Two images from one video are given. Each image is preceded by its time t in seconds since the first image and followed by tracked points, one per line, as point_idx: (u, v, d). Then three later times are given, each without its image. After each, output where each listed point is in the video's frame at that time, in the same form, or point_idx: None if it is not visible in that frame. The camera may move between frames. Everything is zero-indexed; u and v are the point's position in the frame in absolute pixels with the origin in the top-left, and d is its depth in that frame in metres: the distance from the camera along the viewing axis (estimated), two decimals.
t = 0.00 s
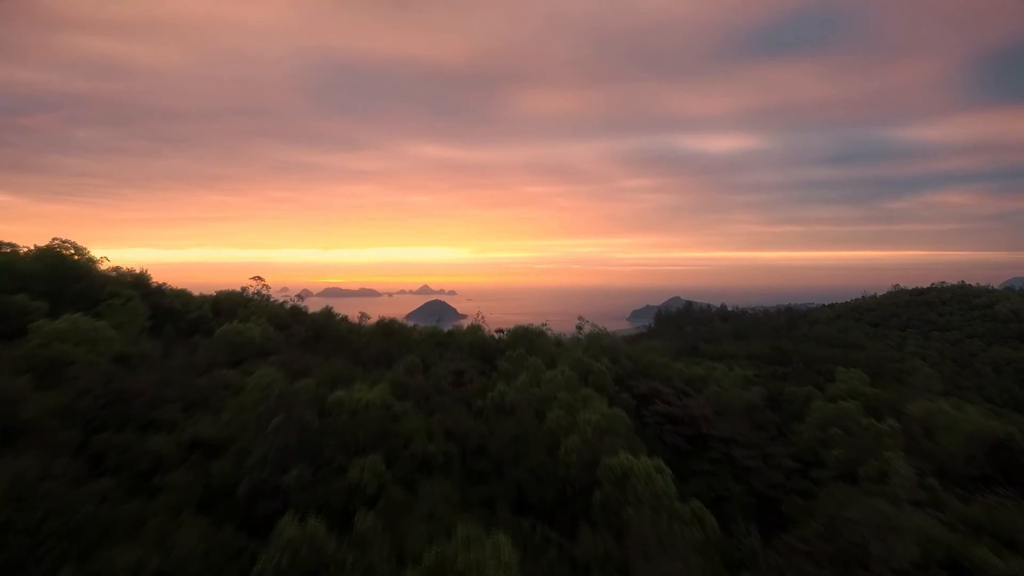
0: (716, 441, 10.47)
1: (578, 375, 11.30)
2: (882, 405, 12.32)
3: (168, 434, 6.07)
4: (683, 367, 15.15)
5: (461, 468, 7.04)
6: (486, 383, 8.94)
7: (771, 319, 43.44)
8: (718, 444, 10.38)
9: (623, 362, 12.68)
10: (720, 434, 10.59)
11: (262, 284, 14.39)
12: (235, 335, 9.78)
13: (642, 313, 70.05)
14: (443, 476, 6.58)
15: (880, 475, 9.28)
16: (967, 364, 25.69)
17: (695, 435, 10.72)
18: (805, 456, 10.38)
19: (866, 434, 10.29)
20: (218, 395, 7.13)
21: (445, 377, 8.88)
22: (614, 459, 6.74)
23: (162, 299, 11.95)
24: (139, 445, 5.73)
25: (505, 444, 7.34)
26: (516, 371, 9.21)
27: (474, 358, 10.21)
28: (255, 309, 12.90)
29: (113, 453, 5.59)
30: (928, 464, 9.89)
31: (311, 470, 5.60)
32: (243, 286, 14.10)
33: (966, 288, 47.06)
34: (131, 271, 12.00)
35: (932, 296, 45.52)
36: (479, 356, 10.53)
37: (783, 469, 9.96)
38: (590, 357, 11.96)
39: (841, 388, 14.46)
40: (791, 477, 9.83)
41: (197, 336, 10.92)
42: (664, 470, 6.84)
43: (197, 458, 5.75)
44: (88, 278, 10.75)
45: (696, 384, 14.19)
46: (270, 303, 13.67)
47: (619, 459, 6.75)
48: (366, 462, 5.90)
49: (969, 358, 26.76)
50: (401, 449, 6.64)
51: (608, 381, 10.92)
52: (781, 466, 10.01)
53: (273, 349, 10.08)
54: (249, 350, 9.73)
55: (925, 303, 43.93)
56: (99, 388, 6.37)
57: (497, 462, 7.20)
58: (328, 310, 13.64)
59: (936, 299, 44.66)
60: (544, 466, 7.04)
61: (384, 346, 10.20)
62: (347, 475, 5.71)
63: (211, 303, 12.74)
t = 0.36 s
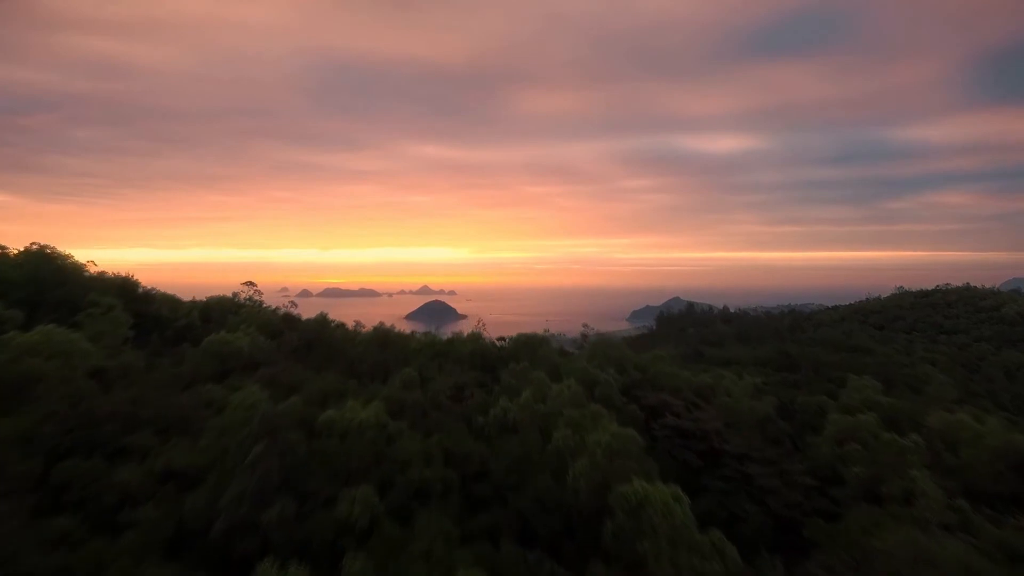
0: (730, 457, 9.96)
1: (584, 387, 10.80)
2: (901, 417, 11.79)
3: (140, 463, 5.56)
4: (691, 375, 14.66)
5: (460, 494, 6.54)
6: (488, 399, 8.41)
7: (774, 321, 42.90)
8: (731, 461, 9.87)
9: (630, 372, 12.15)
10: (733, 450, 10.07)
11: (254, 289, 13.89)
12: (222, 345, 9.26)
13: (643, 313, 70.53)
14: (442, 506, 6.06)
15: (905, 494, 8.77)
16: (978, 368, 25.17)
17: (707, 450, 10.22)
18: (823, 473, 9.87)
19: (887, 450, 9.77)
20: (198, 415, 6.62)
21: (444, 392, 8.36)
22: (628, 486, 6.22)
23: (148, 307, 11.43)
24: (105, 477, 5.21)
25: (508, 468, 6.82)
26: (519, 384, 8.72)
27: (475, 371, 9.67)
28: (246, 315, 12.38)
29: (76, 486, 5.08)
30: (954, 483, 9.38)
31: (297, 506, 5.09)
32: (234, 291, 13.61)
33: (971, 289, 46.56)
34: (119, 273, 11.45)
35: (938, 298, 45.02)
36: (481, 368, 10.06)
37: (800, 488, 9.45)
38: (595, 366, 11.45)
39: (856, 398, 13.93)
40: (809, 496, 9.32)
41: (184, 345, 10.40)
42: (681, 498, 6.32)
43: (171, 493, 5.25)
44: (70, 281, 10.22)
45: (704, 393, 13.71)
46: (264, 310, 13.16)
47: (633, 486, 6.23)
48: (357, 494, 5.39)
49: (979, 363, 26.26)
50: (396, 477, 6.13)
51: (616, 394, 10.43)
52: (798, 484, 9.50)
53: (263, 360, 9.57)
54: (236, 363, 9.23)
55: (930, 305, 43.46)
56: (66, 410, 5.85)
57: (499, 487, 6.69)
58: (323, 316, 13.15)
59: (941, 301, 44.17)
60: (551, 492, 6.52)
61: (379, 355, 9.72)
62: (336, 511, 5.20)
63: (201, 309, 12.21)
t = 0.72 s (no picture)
0: (745, 475, 9.43)
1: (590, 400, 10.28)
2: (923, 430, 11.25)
3: (105, 496, 5.02)
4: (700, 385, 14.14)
5: (460, 524, 6.01)
6: (490, 417, 7.87)
7: (778, 324, 42.38)
8: (746, 479, 9.33)
9: (638, 383, 11.63)
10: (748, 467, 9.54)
11: (247, 296, 13.38)
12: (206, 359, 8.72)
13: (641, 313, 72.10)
14: (440, 540, 5.52)
15: (935, 517, 8.25)
16: (990, 374, 24.60)
17: (721, 467, 9.69)
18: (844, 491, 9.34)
19: (912, 468, 9.24)
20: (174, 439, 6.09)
21: (443, 409, 7.84)
22: (643, 517, 5.70)
23: (131, 317, 10.88)
24: (63, 514, 4.67)
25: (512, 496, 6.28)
26: (523, 401, 8.20)
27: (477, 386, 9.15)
28: (237, 323, 11.85)
29: (30, 524, 4.53)
30: (985, 503, 8.83)
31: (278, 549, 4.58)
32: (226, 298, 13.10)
33: (977, 292, 46.10)
34: (103, 280, 10.89)
35: (944, 300, 44.50)
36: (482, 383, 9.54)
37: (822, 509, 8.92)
38: (602, 378, 10.93)
39: (872, 408, 13.39)
40: (832, 517, 8.79)
41: (167, 356, 9.85)
42: (703, 530, 5.78)
43: (138, 532, 4.73)
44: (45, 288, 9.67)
45: (714, 404, 13.19)
46: (256, 317, 12.63)
47: (650, 517, 5.70)
48: (346, 532, 4.87)
49: (991, 367, 25.70)
50: (389, 509, 5.60)
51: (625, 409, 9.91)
52: (818, 504, 8.96)
53: (251, 373, 9.04)
54: (222, 377, 8.70)
55: (936, 308, 42.91)
56: (25, 436, 5.29)
57: (502, 518, 6.16)
58: (317, 323, 12.64)
59: (947, 304, 43.62)
60: (559, 522, 5.98)
61: (375, 367, 9.20)
62: (323, 551, 4.69)
63: (189, 317, 11.69)
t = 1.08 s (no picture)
0: (762, 496, 8.89)
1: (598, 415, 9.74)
2: (947, 446, 10.72)
3: (62, 542, 4.49)
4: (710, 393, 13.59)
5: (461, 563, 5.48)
6: (492, 437, 7.34)
7: (783, 327, 41.88)
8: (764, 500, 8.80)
9: (646, 395, 11.09)
10: (766, 488, 9.01)
11: (238, 302, 12.85)
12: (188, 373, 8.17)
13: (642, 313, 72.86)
14: None
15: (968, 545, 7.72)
16: (1003, 380, 24.06)
17: (737, 487, 9.13)
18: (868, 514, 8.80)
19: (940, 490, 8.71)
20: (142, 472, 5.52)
21: (442, 430, 7.30)
22: (665, 557, 5.17)
23: (112, 326, 10.31)
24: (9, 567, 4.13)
25: (517, 531, 5.75)
26: (528, 419, 7.68)
27: (478, 402, 8.61)
28: (225, 331, 11.28)
29: None
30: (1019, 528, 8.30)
31: None
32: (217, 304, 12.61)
33: (983, 294, 45.60)
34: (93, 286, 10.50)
35: (950, 303, 43.98)
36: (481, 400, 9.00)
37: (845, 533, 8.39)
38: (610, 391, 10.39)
39: (890, 419, 12.86)
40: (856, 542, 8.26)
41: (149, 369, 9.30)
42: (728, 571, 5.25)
43: None
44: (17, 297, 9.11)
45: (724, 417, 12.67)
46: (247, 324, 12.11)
47: (671, 559, 5.17)
48: None
49: (1003, 373, 25.14)
50: (382, 550, 5.07)
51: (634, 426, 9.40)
52: (841, 528, 8.43)
53: (238, 388, 8.51)
54: (205, 392, 8.16)
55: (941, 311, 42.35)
56: None
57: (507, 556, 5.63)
58: (311, 331, 12.13)
59: (953, 306, 43.09)
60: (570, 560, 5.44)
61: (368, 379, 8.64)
62: None
63: (174, 326, 11.12)
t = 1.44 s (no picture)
0: (783, 519, 8.34)
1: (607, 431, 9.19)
2: (976, 463, 10.15)
3: None
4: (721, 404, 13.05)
5: None
6: (497, 461, 6.79)
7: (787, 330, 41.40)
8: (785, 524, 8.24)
9: (657, 408, 10.53)
10: (786, 510, 8.45)
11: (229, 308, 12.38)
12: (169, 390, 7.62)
13: (641, 313, 73.77)
14: None
15: None
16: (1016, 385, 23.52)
17: (755, 509, 8.57)
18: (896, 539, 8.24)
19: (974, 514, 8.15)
20: (106, 516, 5.02)
21: (442, 453, 6.75)
22: None
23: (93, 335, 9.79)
24: None
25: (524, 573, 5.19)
26: (534, 440, 7.13)
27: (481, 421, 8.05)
28: (213, 340, 10.74)
29: None
30: None
31: None
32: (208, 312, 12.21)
33: (989, 296, 45.08)
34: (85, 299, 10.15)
35: (956, 305, 43.44)
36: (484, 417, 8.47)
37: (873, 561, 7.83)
38: (619, 405, 9.84)
39: (911, 432, 12.30)
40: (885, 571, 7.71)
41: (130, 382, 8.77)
42: None
43: None
44: None
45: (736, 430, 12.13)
46: (238, 333, 11.58)
47: None
48: None
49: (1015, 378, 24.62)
50: None
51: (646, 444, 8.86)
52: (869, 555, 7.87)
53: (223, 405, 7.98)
54: (188, 409, 7.62)
55: (947, 313, 41.81)
56: None
57: None
58: (305, 341, 11.59)
59: (960, 309, 42.57)
60: None
61: (363, 394, 8.11)
62: None
63: (160, 334, 10.59)
